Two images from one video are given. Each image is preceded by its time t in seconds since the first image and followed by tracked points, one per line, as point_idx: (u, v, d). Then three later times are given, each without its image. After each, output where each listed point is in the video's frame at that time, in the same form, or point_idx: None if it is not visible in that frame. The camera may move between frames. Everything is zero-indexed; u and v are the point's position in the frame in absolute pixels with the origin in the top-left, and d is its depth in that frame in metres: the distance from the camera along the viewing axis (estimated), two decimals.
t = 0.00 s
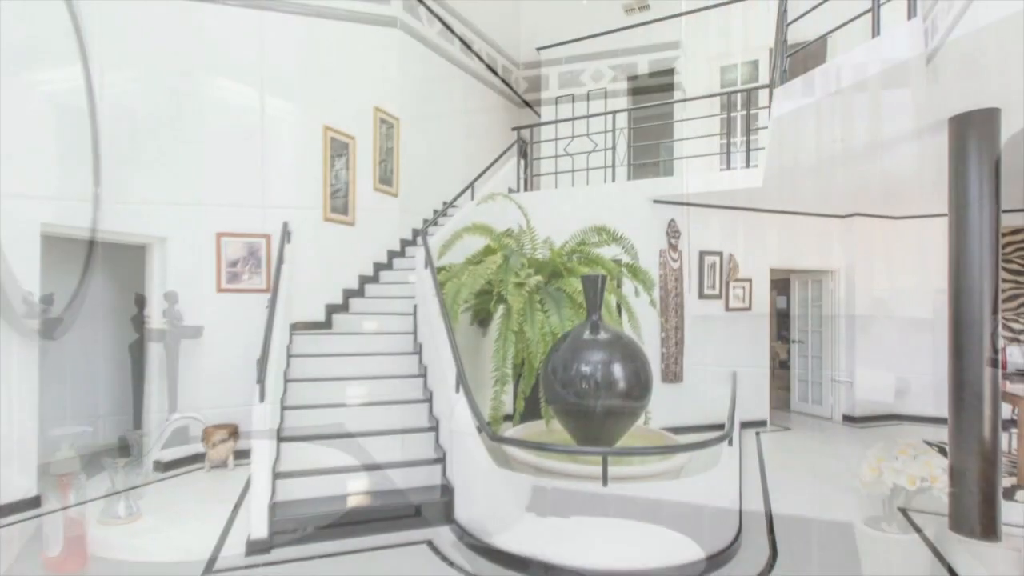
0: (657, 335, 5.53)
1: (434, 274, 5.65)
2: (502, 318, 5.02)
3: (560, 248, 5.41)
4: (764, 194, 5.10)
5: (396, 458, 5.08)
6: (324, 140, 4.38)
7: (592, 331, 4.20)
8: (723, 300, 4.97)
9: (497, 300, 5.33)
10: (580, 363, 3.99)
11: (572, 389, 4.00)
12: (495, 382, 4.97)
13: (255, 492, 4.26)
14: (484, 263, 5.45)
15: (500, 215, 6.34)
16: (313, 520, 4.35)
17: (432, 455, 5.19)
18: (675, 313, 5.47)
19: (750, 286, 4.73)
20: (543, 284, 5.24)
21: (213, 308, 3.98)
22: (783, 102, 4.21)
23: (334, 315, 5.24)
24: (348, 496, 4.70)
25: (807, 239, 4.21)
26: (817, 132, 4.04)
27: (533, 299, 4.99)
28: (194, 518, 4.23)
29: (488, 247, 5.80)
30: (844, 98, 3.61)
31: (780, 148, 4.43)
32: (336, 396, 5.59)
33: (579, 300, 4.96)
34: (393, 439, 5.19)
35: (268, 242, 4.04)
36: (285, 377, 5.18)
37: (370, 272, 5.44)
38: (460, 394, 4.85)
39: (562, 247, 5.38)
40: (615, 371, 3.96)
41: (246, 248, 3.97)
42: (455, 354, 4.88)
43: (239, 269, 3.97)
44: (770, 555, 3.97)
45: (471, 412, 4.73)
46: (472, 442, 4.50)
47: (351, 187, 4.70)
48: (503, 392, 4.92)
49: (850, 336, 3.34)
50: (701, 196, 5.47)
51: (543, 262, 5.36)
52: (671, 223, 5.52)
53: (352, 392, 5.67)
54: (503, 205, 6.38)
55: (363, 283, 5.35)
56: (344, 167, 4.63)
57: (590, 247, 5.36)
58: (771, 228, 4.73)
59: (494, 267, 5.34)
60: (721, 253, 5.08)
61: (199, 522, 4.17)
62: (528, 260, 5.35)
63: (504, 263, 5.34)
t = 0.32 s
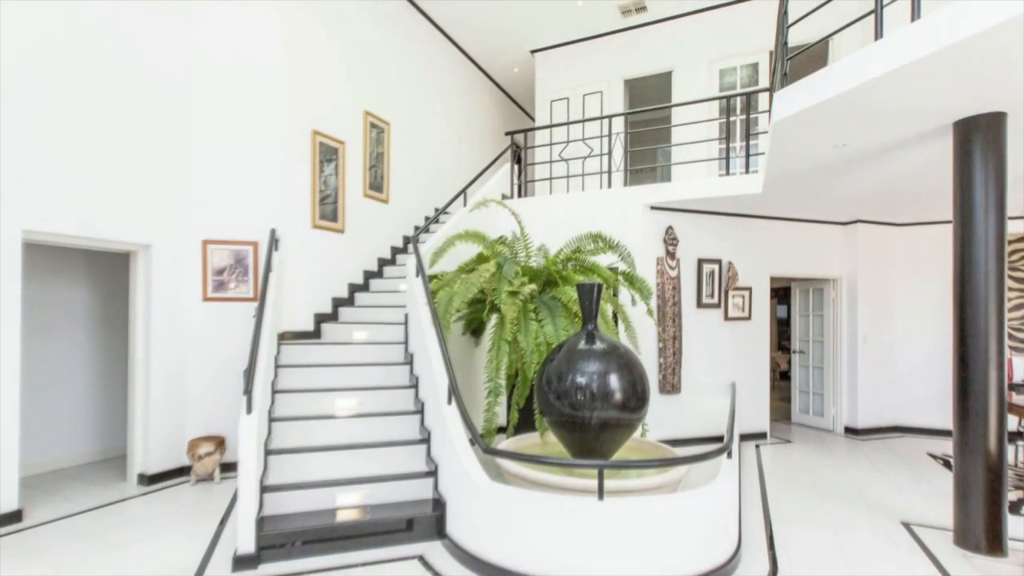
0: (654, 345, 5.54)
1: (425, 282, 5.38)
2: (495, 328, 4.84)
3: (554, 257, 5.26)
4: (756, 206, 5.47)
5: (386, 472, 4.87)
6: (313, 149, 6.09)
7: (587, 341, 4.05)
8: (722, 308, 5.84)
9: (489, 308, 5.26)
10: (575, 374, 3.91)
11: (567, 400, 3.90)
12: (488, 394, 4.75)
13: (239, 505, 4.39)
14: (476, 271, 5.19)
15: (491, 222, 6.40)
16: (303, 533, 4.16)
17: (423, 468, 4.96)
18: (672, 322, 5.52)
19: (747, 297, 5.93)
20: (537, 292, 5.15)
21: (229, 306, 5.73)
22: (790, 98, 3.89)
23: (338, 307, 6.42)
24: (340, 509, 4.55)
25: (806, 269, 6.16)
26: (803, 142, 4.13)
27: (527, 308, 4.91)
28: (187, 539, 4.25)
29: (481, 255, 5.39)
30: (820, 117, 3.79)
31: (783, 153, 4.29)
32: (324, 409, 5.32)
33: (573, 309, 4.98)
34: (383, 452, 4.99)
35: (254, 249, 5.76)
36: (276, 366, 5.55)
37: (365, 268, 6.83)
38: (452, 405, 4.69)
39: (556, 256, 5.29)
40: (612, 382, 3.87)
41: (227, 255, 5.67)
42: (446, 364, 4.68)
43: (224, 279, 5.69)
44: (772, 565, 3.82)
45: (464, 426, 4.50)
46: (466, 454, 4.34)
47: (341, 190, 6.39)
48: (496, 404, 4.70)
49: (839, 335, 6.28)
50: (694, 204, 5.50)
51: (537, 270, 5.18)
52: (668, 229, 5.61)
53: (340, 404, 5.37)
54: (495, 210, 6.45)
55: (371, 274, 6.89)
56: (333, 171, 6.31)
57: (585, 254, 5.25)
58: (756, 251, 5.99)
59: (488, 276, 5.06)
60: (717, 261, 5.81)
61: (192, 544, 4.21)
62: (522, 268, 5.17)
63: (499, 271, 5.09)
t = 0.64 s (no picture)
0: (652, 355, 5.41)
1: (416, 290, 5.24)
2: (488, 337, 4.71)
3: (549, 265, 5.14)
4: (756, 212, 5.36)
5: (376, 485, 4.72)
6: (302, 154, 5.91)
7: (582, 351, 3.92)
8: (721, 318, 5.73)
9: (482, 318, 5.15)
10: (570, 385, 3.78)
11: (562, 411, 3.77)
12: (481, 405, 4.61)
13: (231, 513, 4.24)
14: (469, 279, 5.06)
15: (484, 229, 6.28)
16: (290, 548, 4.02)
17: (415, 482, 4.81)
18: (669, 332, 5.42)
19: (746, 306, 5.82)
20: (531, 301, 5.03)
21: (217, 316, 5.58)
22: (791, 103, 3.79)
23: (327, 317, 6.26)
24: (328, 524, 4.40)
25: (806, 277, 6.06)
26: (803, 147, 4.04)
27: (521, 317, 4.80)
28: (169, 554, 4.11)
29: (474, 263, 5.24)
30: (821, 121, 3.70)
31: (784, 158, 4.20)
32: (313, 421, 5.16)
33: (568, 318, 4.86)
34: (374, 465, 4.84)
35: (241, 257, 5.60)
36: (263, 377, 5.38)
37: (355, 276, 6.66)
38: (444, 417, 4.55)
39: (551, 264, 5.16)
40: (608, 394, 3.74)
41: (213, 263, 5.52)
42: (438, 375, 4.54)
43: (210, 288, 5.53)
44: None
45: (456, 438, 4.37)
46: (459, 466, 4.21)
47: (330, 196, 6.23)
48: (490, 416, 4.56)
49: (840, 344, 6.18)
50: (693, 210, 5.37)
51: (532, 278, 5.05)
52: (666, 237, 5.51)
53: (330, 415, 5.21)
54: (488, 216, 6.34)
55: (361, 283, 6.73)
56: (323, 176, 6.15)
57: (580, 262, 5.13)
58: (755, 259, 5.89)
59: (481, 284, 4.93)
60: (717, 269, 5.71)
61: (175, 561, 4.04)
62: (516, 276, 5.04)
63: (492, 279, 4.96)
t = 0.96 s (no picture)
0: (649, 366, 5.31)
1: (407, 299, 5.10)
2: (481, 347, 4.59)
3: (543, 272, 5.01)
4: (756, 219, 5.26)
5: (366, 499, 4.56)
6: (290, 158, 5.77)
7: (577, 362, 3.78)
8: (720, 328, 5.63)
9: (475, 327, 5.01)
10: (565, 397, 3.64)
11: (557, 424, 3.64)
12: (474, 417, 4.49)
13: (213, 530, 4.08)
14: (461, 288, 4.93)
15: (478, 236, 6.16)
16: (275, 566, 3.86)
17: (406, 495, 4.66)
18: (667, 342, 5.31)
19: (746, 315, 5.72)
20: (525, 310, 4.90)
21: (201, 326, 5.40)
22: (792, 107, 3.69)
23: (315, 326, 6.10)
24: (317, 539, 4.25)
25: (804, 285, 5.96)
26: (803, 153, 3.95)
27: (514, 326, 4.67)
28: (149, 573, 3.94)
29: (466, 271, 5.12)
30: (823, 125, 3.60)
31: (785, 163, 4.10)
32: (301, 433, 5.01)
33: (563, 328, 4.74)
34: (363, 479, 4.68)
35: (228, 265, 5.43)
36: (250, 389, 5.23)
37: (345, 284, 6.51)
38: (435, 429, 4.41)
39: (545, 272, 5.04)
40: (604, 407, 3.60)
41: (199, 271, 5.37)
42: (429, 385, 4.40)
43: (195, 296, 5.37)
44: None
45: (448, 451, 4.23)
46: (451, 479, 4.07)
47: (319, 202, 6.09)
48: (483, 428, 4.43)
49: (842, 355, 6.09)
50: (691, 217, 5.26)
51: (526, 287, 4.93)
52: (663, 244, 5.40)
53: (319, 428, 5.06)
54: (481, 223, 6.21)
55: (351, 292, 6.58)
56: (311, 183, 6.01)
57: (575, 270, 5.01)
58: (755, 266, 5.79)
59: (473, 294, 4.80)
60: (715, 277, 5.61)
61: None
62: (510, 284, 4.91)
63: (485, 288, 4.83)
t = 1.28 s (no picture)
0: (645, 376, 5.22)
1: (398, 307, 4.97)
2: (473, 357, 4.47)
3: (538, 281, 4.90)
4: (756, 225, 5.16)
5: (355, 514, 4.42)
6: (279, 164, 5.64)
7: (572, 373, 3.66)
8: (719, 337, 5.52)
9: (469, 336, 4.89)
10: (560, 408, 3.52)
11: (551, 436, 3.51)
12: (466, 429, 4.36)
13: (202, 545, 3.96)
14: (454, 296, 4.81)
15: (471, 244, 6.05)
16: None
17: (397, 510, 4.51)
18: (665, 352, 5.19)
19: (745, 325, 5.63)
20: (519, 320, 4.78)
21: (186, 335, 5.25)
22: (793, 112, 3.60)
23: (304, 336, 5.95)
24: (305, 554, 4.10)
25: (803, 293, 5.87)
26: (805, 159, 3.87)
27: (508, 336, 4.56)
28: None
29: (459, 279, 4.99)
30: (825, 129, 3.51)
31: (785, 168, 4.01)
32: (289, 446, 4.87)
33: (558, 338, 4.63)
34: (353, 493, 4.53)
35: (215, 273, 5.30)
36: (237, 400, 5.07)
37: (335, 293, 6.37)
38: (427, 442, 4.28)
39: (540, 280, 4.92)
40: (600, 419, 3.48)
41: (185, 280, 5.22)
42: (421, 395, 4.29)
43: (181, 305, 5.22)
44: None
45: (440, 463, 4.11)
46: (443, 493, 3.93)
47: (308, 209, 5.96)
48: (476, 441, 4.31)
49: (844, 365, 6.00)
50: (688, 224, 5.17)
51: (520, 296, 4.81)
52: (660, 252, 5.31)
53: (308, 440, 4.92)
54: (473, 230, 6.10)
55: (341, 301, 6.44)
56: (300, 189, 5.87)
57: (571, 278, 4.90)
58: (754, 274, 5.69)
59: (466, 302, 4.67)
60: (714, 286, 5.51)
61: None
62: (503, 293, 4.79)
63: (478, 296, 4.71)
